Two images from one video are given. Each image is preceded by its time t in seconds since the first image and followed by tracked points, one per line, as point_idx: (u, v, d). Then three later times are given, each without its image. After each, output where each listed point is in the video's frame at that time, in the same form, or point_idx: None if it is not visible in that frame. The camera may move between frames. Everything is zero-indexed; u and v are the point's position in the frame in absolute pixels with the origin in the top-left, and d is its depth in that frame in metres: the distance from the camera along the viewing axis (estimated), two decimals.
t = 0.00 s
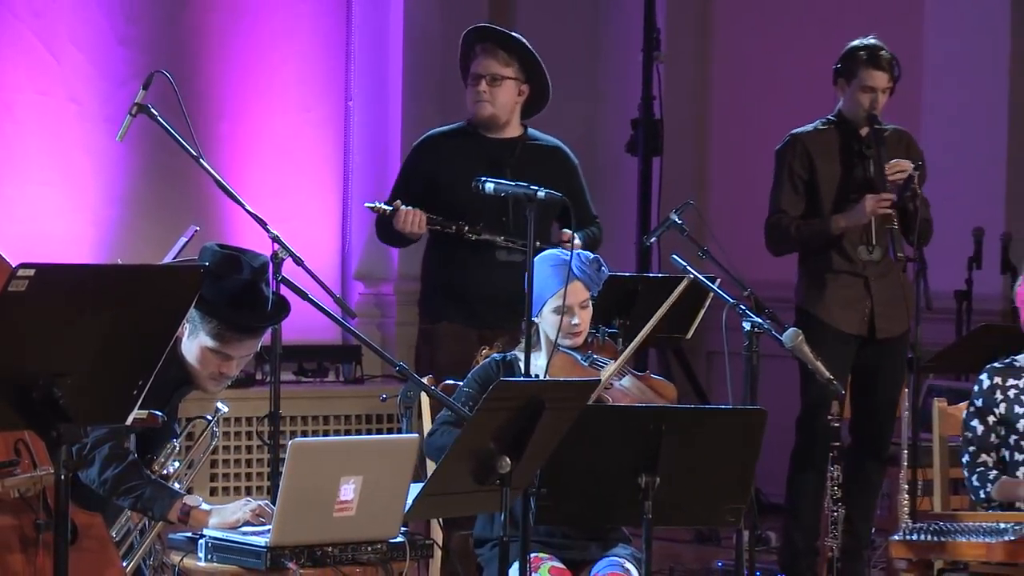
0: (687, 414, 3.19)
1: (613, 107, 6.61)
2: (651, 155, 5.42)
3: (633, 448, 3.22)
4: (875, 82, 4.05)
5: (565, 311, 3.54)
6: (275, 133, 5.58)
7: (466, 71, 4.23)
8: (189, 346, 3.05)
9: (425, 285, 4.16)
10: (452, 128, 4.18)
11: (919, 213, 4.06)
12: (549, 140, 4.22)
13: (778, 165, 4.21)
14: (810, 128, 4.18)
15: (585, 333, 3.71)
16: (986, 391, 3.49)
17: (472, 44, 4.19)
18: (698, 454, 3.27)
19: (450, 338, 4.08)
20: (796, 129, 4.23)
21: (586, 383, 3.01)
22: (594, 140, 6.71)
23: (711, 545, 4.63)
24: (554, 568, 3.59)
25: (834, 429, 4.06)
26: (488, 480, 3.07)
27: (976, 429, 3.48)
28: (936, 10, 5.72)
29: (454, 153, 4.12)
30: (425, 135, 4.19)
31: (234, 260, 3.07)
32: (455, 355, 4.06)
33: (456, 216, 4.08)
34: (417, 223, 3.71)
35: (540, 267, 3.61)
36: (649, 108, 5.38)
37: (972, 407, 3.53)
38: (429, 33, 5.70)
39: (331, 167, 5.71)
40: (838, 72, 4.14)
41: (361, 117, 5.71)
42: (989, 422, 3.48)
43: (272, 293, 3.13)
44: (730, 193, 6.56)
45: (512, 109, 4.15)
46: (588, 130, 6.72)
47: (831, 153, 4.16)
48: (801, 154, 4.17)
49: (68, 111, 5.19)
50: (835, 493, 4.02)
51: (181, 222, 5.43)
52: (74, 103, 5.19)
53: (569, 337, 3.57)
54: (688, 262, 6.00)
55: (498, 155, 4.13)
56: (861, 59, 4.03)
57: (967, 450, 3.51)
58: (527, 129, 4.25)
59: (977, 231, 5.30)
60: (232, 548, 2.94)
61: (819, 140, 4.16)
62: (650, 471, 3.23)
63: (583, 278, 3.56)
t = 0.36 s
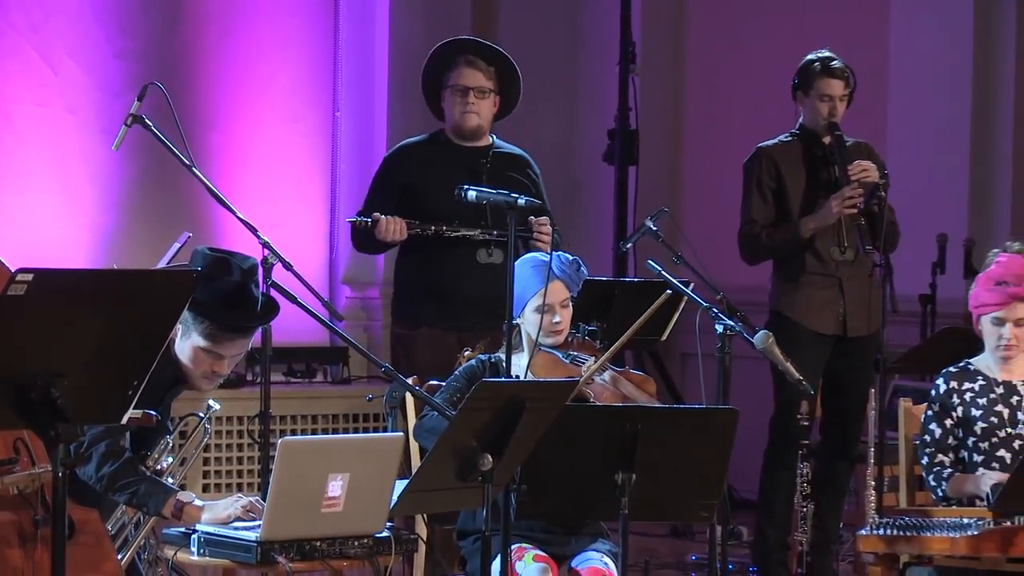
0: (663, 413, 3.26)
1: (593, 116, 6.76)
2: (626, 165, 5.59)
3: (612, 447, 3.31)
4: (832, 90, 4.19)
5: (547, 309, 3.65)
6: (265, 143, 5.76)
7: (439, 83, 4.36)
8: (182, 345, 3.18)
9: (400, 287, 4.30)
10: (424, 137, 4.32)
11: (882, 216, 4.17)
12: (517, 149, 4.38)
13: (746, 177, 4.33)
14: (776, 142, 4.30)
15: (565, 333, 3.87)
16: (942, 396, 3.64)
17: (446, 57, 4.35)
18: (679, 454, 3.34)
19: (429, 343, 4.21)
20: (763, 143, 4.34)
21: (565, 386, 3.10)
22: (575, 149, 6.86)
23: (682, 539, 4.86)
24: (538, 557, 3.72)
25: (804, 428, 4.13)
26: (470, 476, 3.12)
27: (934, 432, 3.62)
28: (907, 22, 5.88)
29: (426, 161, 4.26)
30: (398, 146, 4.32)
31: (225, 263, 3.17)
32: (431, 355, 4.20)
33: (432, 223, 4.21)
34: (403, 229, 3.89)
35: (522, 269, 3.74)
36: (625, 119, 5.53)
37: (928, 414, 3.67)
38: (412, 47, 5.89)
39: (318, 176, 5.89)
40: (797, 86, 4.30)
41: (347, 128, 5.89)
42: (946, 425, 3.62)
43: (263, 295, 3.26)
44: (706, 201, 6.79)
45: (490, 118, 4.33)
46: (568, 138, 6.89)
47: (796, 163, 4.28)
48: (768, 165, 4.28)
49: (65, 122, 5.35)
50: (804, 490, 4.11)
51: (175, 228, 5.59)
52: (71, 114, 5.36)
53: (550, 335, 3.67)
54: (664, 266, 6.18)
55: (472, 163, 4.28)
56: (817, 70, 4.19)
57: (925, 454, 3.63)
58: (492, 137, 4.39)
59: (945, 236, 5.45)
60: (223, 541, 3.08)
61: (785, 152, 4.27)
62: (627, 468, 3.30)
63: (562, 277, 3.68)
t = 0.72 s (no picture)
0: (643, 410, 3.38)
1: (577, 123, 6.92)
2: (607, 172, 5.74)
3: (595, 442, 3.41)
4: (805, 99, 4.33)
5: (530, 315, 3.81)
6: (260, 149, 5.92)
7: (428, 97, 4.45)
8: (178, 347, 3.33)
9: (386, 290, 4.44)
10: (409, 146, 4.45)
11: (856, 218, 4.29)
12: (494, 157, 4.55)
13: (724, 183, 4.41)
14: (752, 150, 4.40)
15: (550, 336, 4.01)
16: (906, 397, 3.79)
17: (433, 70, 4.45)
18: (662, 448, 3.45)
19: (419, 343, 4.36)
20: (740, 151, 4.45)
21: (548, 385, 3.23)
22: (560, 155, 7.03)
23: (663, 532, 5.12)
24: (522, 554, 3.85)
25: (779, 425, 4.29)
26: (458, 472, 3.25)
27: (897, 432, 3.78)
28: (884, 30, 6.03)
29: (416, 164, 4.40)
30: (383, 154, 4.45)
31: (222, 267, 3.30)
32: (419, 357, 4.36)
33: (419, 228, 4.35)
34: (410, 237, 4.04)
35: (506, 274, 3.89)
36: (607, 128, 5.68)
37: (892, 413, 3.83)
38: (401, 55, 6.09)
39: (311, 182, 6.05)
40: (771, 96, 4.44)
41: (339, 135, 6.07)
42: (910, 424, 3.79)
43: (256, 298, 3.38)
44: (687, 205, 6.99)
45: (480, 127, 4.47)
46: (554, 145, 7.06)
47: (773, 170, 4.39)
48: (746, 172, 4.37)
49: (66, 130, 5.51)
50: (779, 484, 4.24)
51: (174, 233, 5.75)
52: (72, 122, 5.52)
53: (532, 339, 3.84)
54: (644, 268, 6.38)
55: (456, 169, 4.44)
56: (788, 79, 4.33)
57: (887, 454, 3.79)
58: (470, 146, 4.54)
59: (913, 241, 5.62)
60: (220, 535, 3.24)
61: (763, 159, 4.38)
62: (608, 462, 3.42)
63: (545, 285, 3.83)
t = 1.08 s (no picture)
0: (628, 407, 3.51)
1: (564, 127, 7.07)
2: (593, 176, 5.89)
3: (581, 436, 3.54)
4: (785, 106, 4.46)
5: (521, 310, 3.92)
6: (258, 156, 6.25)
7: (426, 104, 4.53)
8: (177, 342, 3.42)
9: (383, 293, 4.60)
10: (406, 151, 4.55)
11: (832, 221, 4.44)
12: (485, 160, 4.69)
13: (707, 187, 4.58)
14: (734, 156, 4.55)
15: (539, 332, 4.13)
16: (878, 395, 3.95)
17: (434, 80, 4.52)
18: (644, 441, 3.59)
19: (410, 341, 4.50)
20: (722, 157, 4.60)
21: (536, 381, 3.37)
22: (548, 157, 7.17)
23: (646, 522, 5.36)
24: (511, 542, 3.99)
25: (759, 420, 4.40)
26: (448, 466, 3.38)
27: (870, 430, 3.93)
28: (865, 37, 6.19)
29: (413, 170, 4.49)
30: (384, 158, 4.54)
31: (218, 265, 3.44)
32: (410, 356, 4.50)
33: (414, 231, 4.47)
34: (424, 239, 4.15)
35: (498, 271, 4.00)
36: (592, 133, 5.83)
37: (865, 412, 3.98)
38: (394, 66, 6.38)
39: (307, 187, 6.38)
40: (752, 104, 4.57)
41: (334, 141, 6.40)
42: (881, 422, 3.94)
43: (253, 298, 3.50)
44: (671, 207, 7.17)
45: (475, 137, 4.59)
46: (542, 147, 7.21)
47: (752, 175, 4.54)
48: (727, 177, 4.53)
49: (70, 134, 5.83)
50: (759, 476, 4.41)
51: (174, 234, 6.07)
52: (75, 128, 5.84)
53: (523, 334, 3.95)
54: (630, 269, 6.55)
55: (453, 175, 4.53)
56: (769, 88, 4.46)
57: (862, 450, 3.94)
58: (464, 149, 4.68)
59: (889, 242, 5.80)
60: (220, 526, 3.38)
61: (743, 165, 4.53)
62: (594, 457, 3.53)
63: (536, 281, 3.94)
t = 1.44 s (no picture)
0: (610, 401, 3.61)
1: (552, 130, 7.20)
2: (579, 179, 6.04)
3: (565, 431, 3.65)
4: (765, 112, 4.60)
5: (511, 309, 4.05)
6: (255, 159, 6.45)
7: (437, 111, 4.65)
8: (176, 341, 3.49)
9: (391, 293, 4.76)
10: (417, 154, 4.67)
11: (809, 223, 4.59)
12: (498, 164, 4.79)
13: (690, 190, 4.74)
14: (717, 160, 4.71)
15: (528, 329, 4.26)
16: (858, 389, 4.11)
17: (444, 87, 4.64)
18: (626, 434, 3.69)
19: (401, 338, 4.65)
20: (704, 161, 4.76)
21: (525, 377, 3.47)
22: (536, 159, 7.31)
23: (630, 513, 5.60)
24: (500, 534, 4.10)
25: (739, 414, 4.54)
26: (439, 458, 3.50)
27: (846, 421, 4.10)
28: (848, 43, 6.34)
29: (424, 172, 4.62)
30: (394, 161, 4.68)
31: (217, 267, 3.51)
32: (401, 353, 4.66)
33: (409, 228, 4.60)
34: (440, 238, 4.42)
35: (490, 269, 4.12)
36: (578, 137, 5.98)
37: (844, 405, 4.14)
38: (388, 72, 6.58)
39: (303, 189, 6.59)
40: (734, 110, 4.71)
41: (329, 145, 6.59)
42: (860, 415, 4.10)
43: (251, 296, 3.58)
44: (656, 208, 7.35)
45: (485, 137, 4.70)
46: (531, 150, 7.36)
47: (733, 178, 4.70)
48: (709, 181, 4.69)
49: (73, 138, 6.00)
50: (738, 469, 4.51)
51: (175, 235, 6.25)
52: (79, 133, 6.01)
53: (512, 332, 4.09)
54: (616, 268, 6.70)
55: (463, 174, 4.66)
56: (749, 94, 4.60)
57: (835, 439, 4.12)
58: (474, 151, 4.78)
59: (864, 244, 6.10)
60: (220, 516, 3.54)
61: (725, 169, 4.69)
62: (580, 449, 3.66)
63: (526, 281, 4.06)
